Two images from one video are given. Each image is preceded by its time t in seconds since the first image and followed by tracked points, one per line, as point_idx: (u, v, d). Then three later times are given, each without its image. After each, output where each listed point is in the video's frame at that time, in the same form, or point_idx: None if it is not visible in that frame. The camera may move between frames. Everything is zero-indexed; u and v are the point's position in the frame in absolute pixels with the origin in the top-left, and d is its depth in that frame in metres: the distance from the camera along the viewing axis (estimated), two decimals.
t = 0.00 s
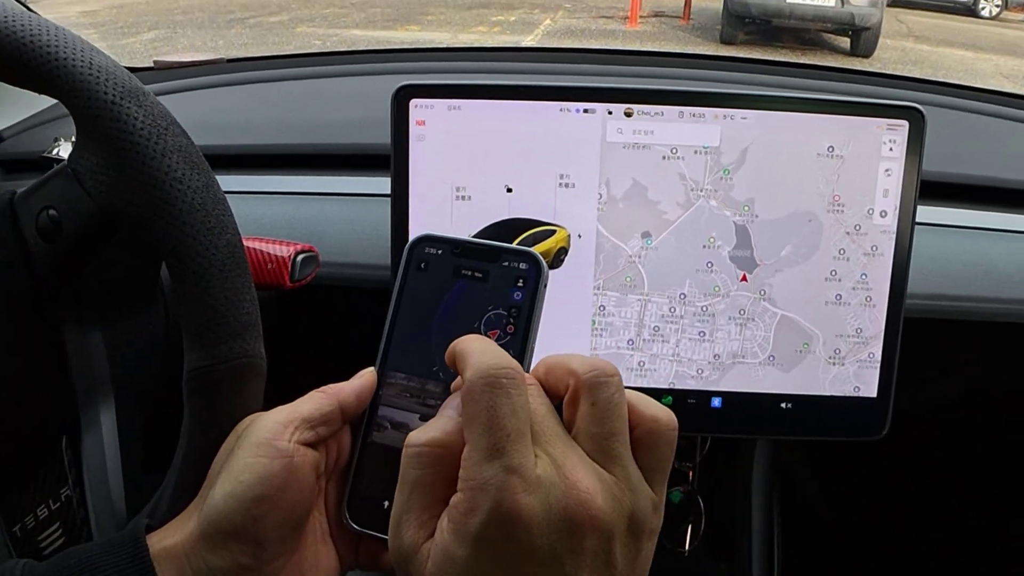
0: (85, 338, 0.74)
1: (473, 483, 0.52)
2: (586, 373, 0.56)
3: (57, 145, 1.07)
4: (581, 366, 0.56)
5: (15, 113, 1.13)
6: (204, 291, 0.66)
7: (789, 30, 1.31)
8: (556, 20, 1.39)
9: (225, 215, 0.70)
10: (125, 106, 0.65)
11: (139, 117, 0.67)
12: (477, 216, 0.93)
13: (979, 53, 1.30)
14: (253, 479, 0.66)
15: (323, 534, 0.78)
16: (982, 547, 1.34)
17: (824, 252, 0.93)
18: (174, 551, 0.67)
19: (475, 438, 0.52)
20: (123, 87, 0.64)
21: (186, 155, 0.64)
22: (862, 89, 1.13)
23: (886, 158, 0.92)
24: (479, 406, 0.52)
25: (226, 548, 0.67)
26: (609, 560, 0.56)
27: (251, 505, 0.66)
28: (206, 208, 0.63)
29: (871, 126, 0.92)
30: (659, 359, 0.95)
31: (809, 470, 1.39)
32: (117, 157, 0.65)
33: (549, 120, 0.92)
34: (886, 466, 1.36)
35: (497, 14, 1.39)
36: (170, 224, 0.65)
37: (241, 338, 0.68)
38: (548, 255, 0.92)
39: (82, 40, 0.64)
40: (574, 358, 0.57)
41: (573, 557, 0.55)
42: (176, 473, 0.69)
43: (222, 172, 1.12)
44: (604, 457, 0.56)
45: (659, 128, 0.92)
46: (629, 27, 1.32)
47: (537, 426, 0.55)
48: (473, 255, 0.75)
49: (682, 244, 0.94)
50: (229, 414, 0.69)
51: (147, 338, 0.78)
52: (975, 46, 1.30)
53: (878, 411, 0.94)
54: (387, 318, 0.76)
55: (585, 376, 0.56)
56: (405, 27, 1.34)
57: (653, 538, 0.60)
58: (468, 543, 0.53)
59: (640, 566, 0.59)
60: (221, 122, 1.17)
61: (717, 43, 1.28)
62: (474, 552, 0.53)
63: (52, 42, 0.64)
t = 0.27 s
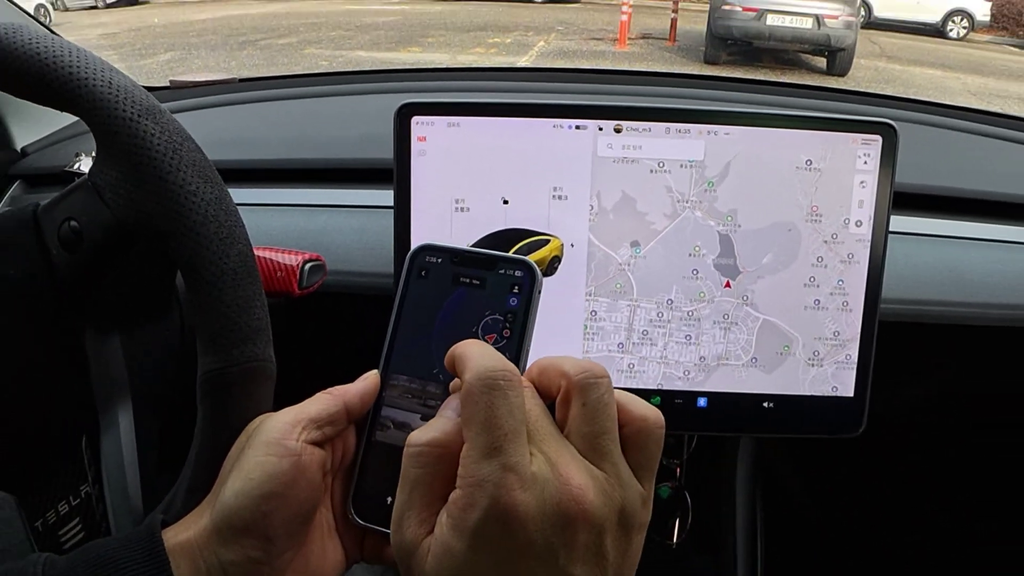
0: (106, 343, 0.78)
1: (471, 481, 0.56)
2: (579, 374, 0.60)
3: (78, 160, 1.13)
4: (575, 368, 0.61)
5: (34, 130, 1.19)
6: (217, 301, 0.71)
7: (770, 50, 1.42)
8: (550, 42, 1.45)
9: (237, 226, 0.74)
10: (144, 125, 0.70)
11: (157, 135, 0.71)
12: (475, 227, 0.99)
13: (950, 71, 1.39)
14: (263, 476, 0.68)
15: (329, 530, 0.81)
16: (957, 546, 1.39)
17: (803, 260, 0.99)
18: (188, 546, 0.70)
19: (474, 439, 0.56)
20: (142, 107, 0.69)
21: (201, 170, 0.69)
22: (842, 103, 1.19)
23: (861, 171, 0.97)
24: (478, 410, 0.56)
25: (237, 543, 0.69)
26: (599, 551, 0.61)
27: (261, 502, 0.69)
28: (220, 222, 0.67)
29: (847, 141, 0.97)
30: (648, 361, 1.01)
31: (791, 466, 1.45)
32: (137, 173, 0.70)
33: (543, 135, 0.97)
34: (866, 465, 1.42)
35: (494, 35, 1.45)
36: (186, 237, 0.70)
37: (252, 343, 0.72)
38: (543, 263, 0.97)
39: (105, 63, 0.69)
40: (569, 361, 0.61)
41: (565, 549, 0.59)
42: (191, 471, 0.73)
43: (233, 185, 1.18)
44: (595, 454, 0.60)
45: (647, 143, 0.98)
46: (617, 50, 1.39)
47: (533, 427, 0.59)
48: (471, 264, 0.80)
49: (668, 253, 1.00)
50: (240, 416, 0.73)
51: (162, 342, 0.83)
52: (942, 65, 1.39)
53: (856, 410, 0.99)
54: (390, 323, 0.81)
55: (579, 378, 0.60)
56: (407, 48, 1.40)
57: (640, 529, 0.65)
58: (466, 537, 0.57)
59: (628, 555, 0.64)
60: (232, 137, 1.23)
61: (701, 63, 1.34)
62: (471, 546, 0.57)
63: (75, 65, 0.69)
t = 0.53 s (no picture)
0: (124, 345, 0.83)
1: (481, 457, 0.55)
2: (584, 367, 0.60)
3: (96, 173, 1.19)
4: (579, 362, 0.61)
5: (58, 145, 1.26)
6: (228, 304, 0.74)
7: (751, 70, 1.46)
8: (544, 61, 1.48)
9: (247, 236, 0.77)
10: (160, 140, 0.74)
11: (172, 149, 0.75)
12: (474, 237, 1.05)
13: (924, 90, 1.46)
14: (272, 473, 0.71)
15: (335, 525, 0.83)
16: (937, 543, 1.44)
17: (784, 267, 1.04)
18: (200, 541, 0.72)
19: (485, 418, 0.55)
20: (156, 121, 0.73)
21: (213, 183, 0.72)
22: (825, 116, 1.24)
23: (838, 183, 1.03)
24: (489, 389, 0.55)
25: (246, 538, 0.71)
26: (598, 537, 0.60)
27: (270, 497, 0.71)
28: (230, 230, 0.71)
29: (824, 154, 1.03)
30: (637, 363, 1.06)
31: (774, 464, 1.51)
32: (153, 185, 0.73)
33: (538, 150, 1.03)
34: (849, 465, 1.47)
35: (491, 55, 1.48)
36: (198, 244, 0.73)
37: (261, 345, 0.76)
38: (537, 271, 1.03)
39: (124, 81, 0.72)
40: (573, 354, 0.61)
41: (568, 532, 0.58)
42: (203, 469, 0.76)
43: (244, 197, 1.23)
44: (596, 443, 0.60)
45: (635, 157, 1.03)
46: (607, 68, 1.43)
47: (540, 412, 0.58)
48: (470, 272, 0.83)
49: (656, 261, 1.05)
50: (250, 417, 0.77)
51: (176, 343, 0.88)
52: (913, 82, 1.46)
53: (835, 410, 1.05)
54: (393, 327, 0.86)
55: (582, 370, 0.60)
56: (409, 67, 1.46)
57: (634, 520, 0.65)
58: (476, 515, 0.56)
59: (623, 547, 0.63)
60: (243, 152, 1.29)
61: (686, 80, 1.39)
62: (482, 524, 0.55)
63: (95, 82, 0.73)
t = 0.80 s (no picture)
0: (137, 351, 0.84)
1: (509, 433, 0.56)
2: (603, 361, 0.63)
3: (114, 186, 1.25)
4: (599, 357, 0.64)
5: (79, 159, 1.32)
6: (239, 310, 0.75)
7: (735, 87, 1.53)
8: (539, 79, 1.50)
9: (257, 245, 0.79)
10: (175, 154, 0.76)
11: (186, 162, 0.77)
12: (473, 246, 1.10)
13: (901, 106, 1.48)
14: (281, 471, 0.76)
15: (339, 521, 0.90)
16: (919, 544, 1.49)
17: (767, 273, 1.10)
18: (213, 536, 0.77)
19: (515, 398, 0.56)
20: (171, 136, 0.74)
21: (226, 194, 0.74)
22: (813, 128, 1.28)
23: (818, 193, 1.08)
24: (523, 369, 0.57)
25: (256, 533, 0.77)
26: (603, 523, 0.62)
27: (279, 494, 0.77)
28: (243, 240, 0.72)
29: (805, 166, 1.08)
30: (628, 365, 1.12)
31: (757, 461, 1.55)
32: (167, 197, 0.75)
33: (533, 163, 1.09)
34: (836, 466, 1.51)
35: (489, 73, 1.51)
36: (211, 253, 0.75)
37: (273, 349, 0.78)
38: (532, 278, 1.09)
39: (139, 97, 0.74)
40: (594, 350, 0.64)
41: (581, 512, 0.59)
42: (214, 468, 0.78)
43: (255, 208, 1.28)
44: (606, 432, 0.63)
45: (625, 169, 1.09)
46: (597, 86, 1.49)
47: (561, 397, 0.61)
48: (469, 279, 0.89)
49: (645, 268, 1.11)
50: (259, 417, 0.78)
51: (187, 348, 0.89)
52: (886, 98, 1.49)
53: (817, 408, 1.10)
54: (396, 331, 0.91)
55: (602, 364, 0.64)
56: (411, 85, 1.50)
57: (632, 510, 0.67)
58: (501, 489, 0.56)
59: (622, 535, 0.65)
60: (253, 166, 1.34)
61: (673, 98, 1.44)
62: (506, 497, 0.55)
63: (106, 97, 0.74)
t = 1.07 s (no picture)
0: (150, 356, 0.84)
1: (491, 429, 0.58)
2: (568, 359, 0.66)
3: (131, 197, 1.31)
4: (566, 356, 0.67)
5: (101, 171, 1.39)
6: (246, 316, 0.74)
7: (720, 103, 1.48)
8: (532, 96, 1.49)
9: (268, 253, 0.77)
10: (187, 166, 0.73)
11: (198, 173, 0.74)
12: (473, 254, 1.15)
13: (880, 123, 1.43)
14: (287, 469, 0.76)
15: (345, 513, 0.88)
16: (919, 544, 1.46)
17: (751, 278, 1.16)
18: (222, 531, 0.77)
19: (493, 396, 0.58)
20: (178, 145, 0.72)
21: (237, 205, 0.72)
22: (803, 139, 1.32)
23: (799, 203, 1.14)
24: (499, 369, 0.58)
25: (264, 528, 0.76)
26: (582, 510, 0.64)
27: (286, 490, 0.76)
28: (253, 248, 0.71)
29: (787, 178, 1.14)
30: (620, 366, 1.18)
31: (744, 456, 1.53)
32: (180, 208, 0.73)
33: (529, 175, 1.14)
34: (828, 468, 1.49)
35: (486, 90, 1.50)
36: (218, 261, 0.73)
37: (282, 352, 0.78)
38: (528, 284, 1.15)
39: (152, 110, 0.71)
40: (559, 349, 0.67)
41: (561, 502, 0.61)
42: (225, 465, 0.80)
43: (265, 218, 1.33)
44: (577, 425, 0.65)
45: (616, 180, 1.15)
46: (589, 102, 1.45)
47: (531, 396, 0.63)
48: (468, 284, 0.92)
49: (636, 274, 1.17)
50: (268, 416, 0.78)
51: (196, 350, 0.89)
52: (863, 113, 1.45)
53: (799, 407, 1.16)
54: (397, 335, 0.92)
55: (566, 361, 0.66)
56: (413, 101, 1.52)
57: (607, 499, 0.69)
58: (486, 483, 0.57)
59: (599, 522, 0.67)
60: (262, 178, 1.38)
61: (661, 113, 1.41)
62: (491, 490, 0.57)
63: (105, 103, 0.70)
